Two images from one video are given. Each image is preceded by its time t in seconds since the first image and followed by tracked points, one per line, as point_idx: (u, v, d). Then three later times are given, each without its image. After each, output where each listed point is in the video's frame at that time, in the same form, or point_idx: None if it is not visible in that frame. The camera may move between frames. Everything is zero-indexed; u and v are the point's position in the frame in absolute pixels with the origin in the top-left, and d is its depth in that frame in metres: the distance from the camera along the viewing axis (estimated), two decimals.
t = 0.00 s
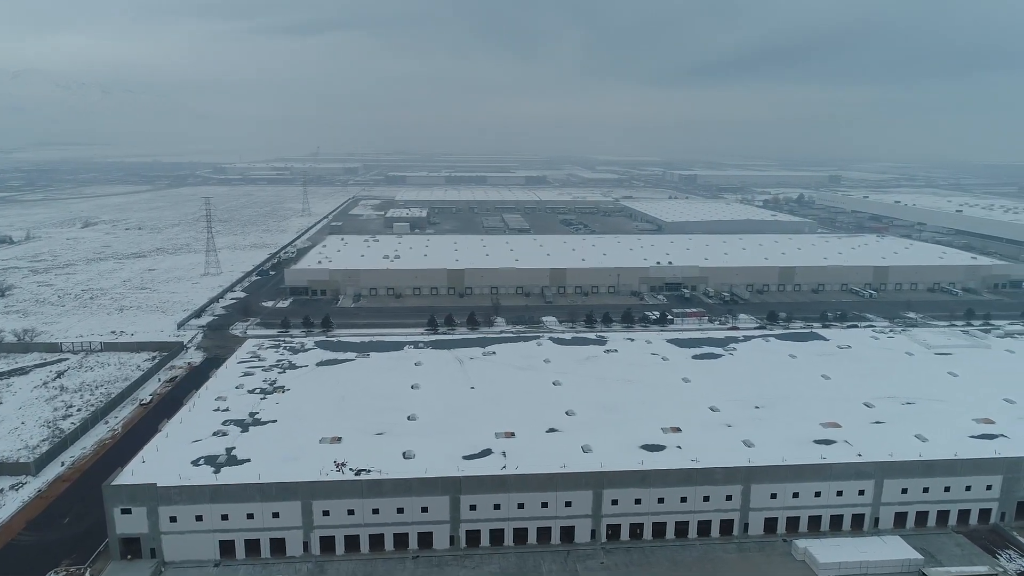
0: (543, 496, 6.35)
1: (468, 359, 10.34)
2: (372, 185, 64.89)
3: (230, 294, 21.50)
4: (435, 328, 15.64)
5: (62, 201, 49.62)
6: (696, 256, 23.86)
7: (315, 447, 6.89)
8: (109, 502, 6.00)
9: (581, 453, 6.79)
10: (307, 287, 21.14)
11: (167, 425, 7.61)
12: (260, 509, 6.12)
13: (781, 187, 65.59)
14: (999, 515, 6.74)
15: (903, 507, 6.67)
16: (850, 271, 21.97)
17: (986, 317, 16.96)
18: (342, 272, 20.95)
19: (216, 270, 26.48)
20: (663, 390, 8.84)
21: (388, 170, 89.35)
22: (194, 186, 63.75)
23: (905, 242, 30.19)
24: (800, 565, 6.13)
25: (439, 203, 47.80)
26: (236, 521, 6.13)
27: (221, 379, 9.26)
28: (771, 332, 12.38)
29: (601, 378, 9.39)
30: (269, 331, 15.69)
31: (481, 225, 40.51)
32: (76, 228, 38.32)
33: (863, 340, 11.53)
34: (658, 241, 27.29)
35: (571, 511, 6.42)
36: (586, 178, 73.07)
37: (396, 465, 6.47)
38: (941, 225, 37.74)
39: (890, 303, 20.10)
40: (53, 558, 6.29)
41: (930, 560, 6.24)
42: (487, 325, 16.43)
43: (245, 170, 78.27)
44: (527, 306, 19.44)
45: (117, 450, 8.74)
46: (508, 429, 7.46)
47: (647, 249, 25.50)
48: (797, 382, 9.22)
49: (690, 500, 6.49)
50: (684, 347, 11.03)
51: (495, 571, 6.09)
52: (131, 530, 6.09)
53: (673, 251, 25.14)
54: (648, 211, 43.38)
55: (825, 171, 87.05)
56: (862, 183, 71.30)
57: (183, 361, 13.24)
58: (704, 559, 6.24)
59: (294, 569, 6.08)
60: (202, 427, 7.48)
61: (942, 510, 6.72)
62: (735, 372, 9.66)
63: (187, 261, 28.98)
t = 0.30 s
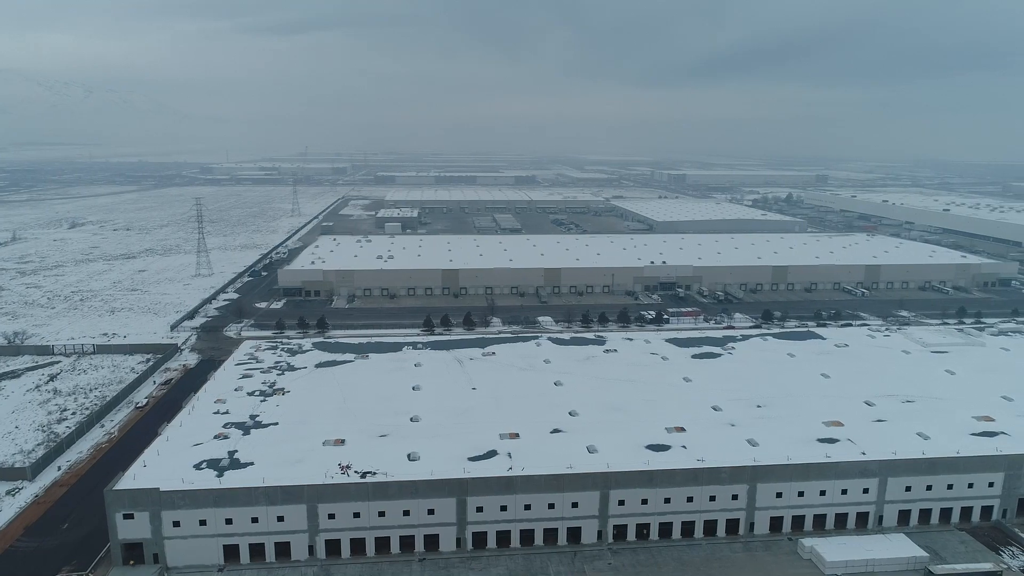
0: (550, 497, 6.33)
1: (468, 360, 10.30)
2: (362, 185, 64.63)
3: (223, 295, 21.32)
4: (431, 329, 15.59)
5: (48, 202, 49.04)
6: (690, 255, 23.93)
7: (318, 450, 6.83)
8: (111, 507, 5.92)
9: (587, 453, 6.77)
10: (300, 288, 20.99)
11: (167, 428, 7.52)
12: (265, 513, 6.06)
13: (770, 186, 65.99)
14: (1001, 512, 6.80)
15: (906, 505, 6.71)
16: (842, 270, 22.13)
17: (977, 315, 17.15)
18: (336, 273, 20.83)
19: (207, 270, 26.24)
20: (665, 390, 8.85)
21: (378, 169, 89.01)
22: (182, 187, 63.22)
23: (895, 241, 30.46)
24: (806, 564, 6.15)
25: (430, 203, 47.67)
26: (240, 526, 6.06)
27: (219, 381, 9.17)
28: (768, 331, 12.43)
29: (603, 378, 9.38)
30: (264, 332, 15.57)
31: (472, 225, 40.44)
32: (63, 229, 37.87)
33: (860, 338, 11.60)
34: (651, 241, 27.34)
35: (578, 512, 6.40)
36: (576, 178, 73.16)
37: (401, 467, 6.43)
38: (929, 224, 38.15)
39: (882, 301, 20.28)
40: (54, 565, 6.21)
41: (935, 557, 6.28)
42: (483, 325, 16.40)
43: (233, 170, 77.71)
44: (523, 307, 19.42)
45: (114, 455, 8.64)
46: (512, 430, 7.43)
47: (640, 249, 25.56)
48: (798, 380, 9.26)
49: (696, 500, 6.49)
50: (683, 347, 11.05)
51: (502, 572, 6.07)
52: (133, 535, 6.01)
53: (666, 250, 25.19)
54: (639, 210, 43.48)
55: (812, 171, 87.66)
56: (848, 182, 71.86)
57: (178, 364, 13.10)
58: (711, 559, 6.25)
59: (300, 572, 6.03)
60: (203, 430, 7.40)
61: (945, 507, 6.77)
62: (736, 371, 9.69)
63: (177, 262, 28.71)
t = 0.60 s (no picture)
0: (558, 498, 6.31)
1: (469, 360, 10.27)
2: (353, 185, 64.39)
3: (217, 296, 21.16)
4: (429, 329, 15.53)
5: (35, 203, 48.51)
6: (685, 254, 23.98)
7: (324, 452, 6.78)
8: (115, 512, 5.85)
9: (594, 453, 6.76)
10: (295, 289, 20.84)
11: (170, 430, 7.45)
12: (271, 516, 6.01)
13: (760, 186, 66.34)
14: (1004, 509, 6.86)
15: (912, 503, 6.75)
16: (836, 269, 22.27)
17: (971, 314, 17.29)
18: (331, 274, 20.72)
19: (200, 271, 26.04)
20: (668, 390, 8.86)
21: (369, 169, 88.69)
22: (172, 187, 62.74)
23: (886, 239, 30.68)
24: (815, 563, 6.16)
25: (422, 204, 47.55)
26: (246, 529, 6.01)
27: (220, 383, 9.08)
28: (767, 331, 12.46)
29: (605, 378, 9.37)
30: (261, 333, 15.46)
31: (465, 225, 40.37)
32: (52, 230, 37.48)
33: (859, 337, 11.68)
34: (645, 240, 27.38)
35: (586, 512, 6.38)
36: (567, 178, 73.20)
37: (408, 468, 6.39)
38: (919, 223, 38.45)
39: (876, 300, 20.41)
40: (58, 570, 6.14)
41: (942, 555, 6.30)
42: (480, 325, 16.36)
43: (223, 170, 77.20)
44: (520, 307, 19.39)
45: (114, 458, 8.55)
46: (518, 430, 7.42)
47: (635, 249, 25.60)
48: (800, 379, 9.30)
49: (704, 499, 6.49)
50: (684, 346, 11.07)
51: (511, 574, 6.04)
52: (138, 539, 5.95)
53: (661, 250, 25.23)
54: (632, 210, 43.54)
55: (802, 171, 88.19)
56: (837, 181, 72.36)
57: (174, 366, 12.99)
58: (719, 558, 6.25)
59: (308, 575, 5.98)
60: (206, 432, 7.33)
61: (950, 505, 6.80)
62: (738, 370, 9.72)
63: (169, 263, 28.49)
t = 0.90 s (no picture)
0: (567, 499, 6.30)
1: (472, 361, 10.24)
2: (346, 185, 64.18)
3: (213, 297, 21.03)
4: (428, 329, 15.49)
5: (25, 203, 48.03)
6: (681, 253, 24.03)
7: (331, 453, 6.74)
8: (122, 516, 5.79)
9: (602, 453, 6.75)
10: (292, 289, 20.71)
11: (173, 433, 7.38)
12: (279, 518, 5.97)
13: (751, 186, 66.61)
14: (1009, 507, 6.89)
15: (918, 501, 6.77)
16: (832, 268, 22.38)
17: (967, 313, 17.40)
18: (328, 274, 20.62)
19: (195, 272, 25.87)
20: (672, 389, 8.86)
21: (361, 168, 88.40)
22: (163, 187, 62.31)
23: (878, 239, 30.85)
24: (823, 561, 6.17)
25: (416, 203, 47.44)
26: (254, 532, 5.96)
27: (221, 384, 9.01)
28: (767, 330, 12.49)
29: (609, 378, 9.36)
30: (259, 335, 15.36)
31: (460, 225, 40.32)
32: (42, 230, 37.14)
33: (859, 336, 11.73)
34: (641, 240, 27.42)
35: (595, 513, 6.37)
36: (560, 178, 73.19)
37: (417, 470, 6.36)
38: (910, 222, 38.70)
39: (871, 299, 20.52)
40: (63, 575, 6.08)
41: (949, 552, 6.33)
42: (479, 326, 16.33)
43: (214, 170, 76.72)
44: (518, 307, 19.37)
45: (115, 461, 8.47)
46: (525, 430, 7.40)
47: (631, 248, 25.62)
48: (803, 378, 9.33)
49: (713, 499, 6.49)
50: (686, 346, 11.08)
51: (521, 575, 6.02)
52: (145, 543, 5.89)
53: (658, 249, 25.28)
54: (626, 210, 43.59)
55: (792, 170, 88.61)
56: (827, 181, 72.71)
57: (172, 367, 12.89)
58: (728, 558, 6.25)
59: None
60: (210, 434, 7.27)
61: (956, 503, 6.84)
62: (741, 370, 9.73)
63: (163, 264, 28.28)
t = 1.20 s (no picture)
0: (577, 499, 6.28)
1: (475, 361, 10.21)
2: (339, 185, 63.99)
3: (209, 297, 20.89)
4: (427, 330, 15.43)
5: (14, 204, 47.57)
6: (678, 253, 24.07)
7: (338, 455, 6.70)
8: (129, 519, 5.73)
9: (611, 453, 6.74)
10: (288, 290, 20.59)
11: (178, 435, 7.32)
12: (288, 521, 5.92)
13: (744, 185, 66.90)
14: (1015, 504, 6.93)
15: (925, 499, 6.80)
16: (828, 267, 22.48)
17: (963, 311, 17.52)
18: (325, 274, 20.52)
19: (189, 272, 25.71)
20: (676, 389, 8.86)
21: (354, 168, 88.10)
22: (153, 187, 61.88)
23: (872, 237, 31.01)
24: (833, 560, 6.18)
25: (410, 203, 47.31)
26: (263, 534, 5.92)
27: (224, 386, 8.94)
28: (768, 329, 12.51)
29: (613, 378, 9.36)
30: (256, 335, 15.26)
31: (454, 225, 40.25)
32: (33, 231, 36.81)
33: (859, 334, 11.77)
34: (637, 239, 27.44)
35: (605, 513, 6.36)
36: (553, 178, 73.20)
37: (426, 471, 6.32)
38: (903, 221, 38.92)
39: (867, 298, 20.62)
40: None
41: (957, 550, 6.35)
42: (479, 326, 16.30)
43: (205, 170, 76.22)
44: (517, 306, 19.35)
45: (117, 464, 8.39)
46: (532, 430, 7.38)
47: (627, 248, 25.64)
48: (806, 377, 9.36)
49: (722, 498, 6.49)
50: (688, 345, 11.08)
51: None
52: (152, 547, 5.83)
53: (654, 249, 25.32)
54: (620, 210, 43.63)
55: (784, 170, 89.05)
56: (818, 180, 73.07)
57: (171, 368, 12.80)
58: (738, 557, 6.25)
59: None
60: (215, 437, 7.22)
61: (962, 501, 6.87)
62: (744, 369, 9.75)
63: (156, 264, 28.08)
